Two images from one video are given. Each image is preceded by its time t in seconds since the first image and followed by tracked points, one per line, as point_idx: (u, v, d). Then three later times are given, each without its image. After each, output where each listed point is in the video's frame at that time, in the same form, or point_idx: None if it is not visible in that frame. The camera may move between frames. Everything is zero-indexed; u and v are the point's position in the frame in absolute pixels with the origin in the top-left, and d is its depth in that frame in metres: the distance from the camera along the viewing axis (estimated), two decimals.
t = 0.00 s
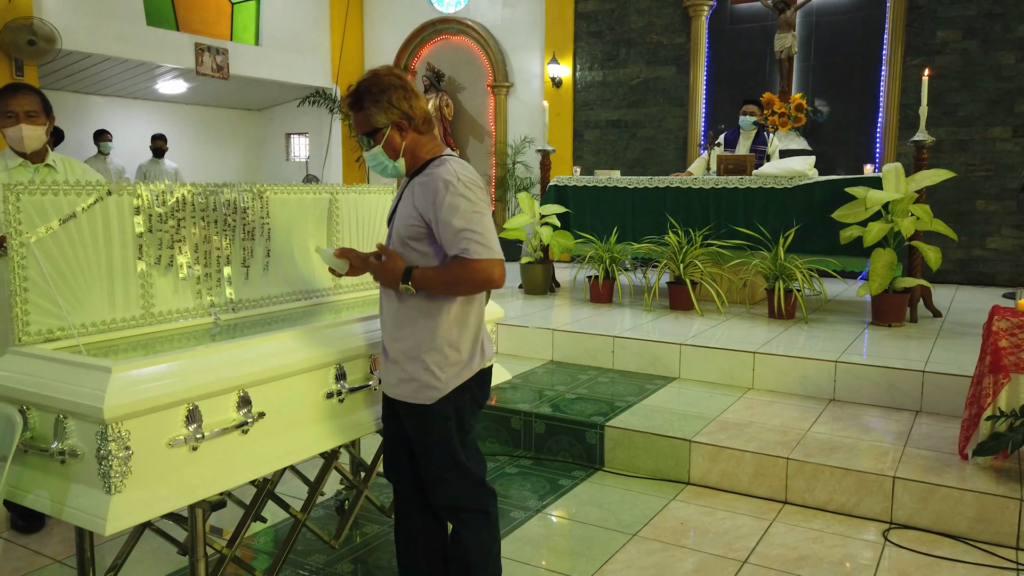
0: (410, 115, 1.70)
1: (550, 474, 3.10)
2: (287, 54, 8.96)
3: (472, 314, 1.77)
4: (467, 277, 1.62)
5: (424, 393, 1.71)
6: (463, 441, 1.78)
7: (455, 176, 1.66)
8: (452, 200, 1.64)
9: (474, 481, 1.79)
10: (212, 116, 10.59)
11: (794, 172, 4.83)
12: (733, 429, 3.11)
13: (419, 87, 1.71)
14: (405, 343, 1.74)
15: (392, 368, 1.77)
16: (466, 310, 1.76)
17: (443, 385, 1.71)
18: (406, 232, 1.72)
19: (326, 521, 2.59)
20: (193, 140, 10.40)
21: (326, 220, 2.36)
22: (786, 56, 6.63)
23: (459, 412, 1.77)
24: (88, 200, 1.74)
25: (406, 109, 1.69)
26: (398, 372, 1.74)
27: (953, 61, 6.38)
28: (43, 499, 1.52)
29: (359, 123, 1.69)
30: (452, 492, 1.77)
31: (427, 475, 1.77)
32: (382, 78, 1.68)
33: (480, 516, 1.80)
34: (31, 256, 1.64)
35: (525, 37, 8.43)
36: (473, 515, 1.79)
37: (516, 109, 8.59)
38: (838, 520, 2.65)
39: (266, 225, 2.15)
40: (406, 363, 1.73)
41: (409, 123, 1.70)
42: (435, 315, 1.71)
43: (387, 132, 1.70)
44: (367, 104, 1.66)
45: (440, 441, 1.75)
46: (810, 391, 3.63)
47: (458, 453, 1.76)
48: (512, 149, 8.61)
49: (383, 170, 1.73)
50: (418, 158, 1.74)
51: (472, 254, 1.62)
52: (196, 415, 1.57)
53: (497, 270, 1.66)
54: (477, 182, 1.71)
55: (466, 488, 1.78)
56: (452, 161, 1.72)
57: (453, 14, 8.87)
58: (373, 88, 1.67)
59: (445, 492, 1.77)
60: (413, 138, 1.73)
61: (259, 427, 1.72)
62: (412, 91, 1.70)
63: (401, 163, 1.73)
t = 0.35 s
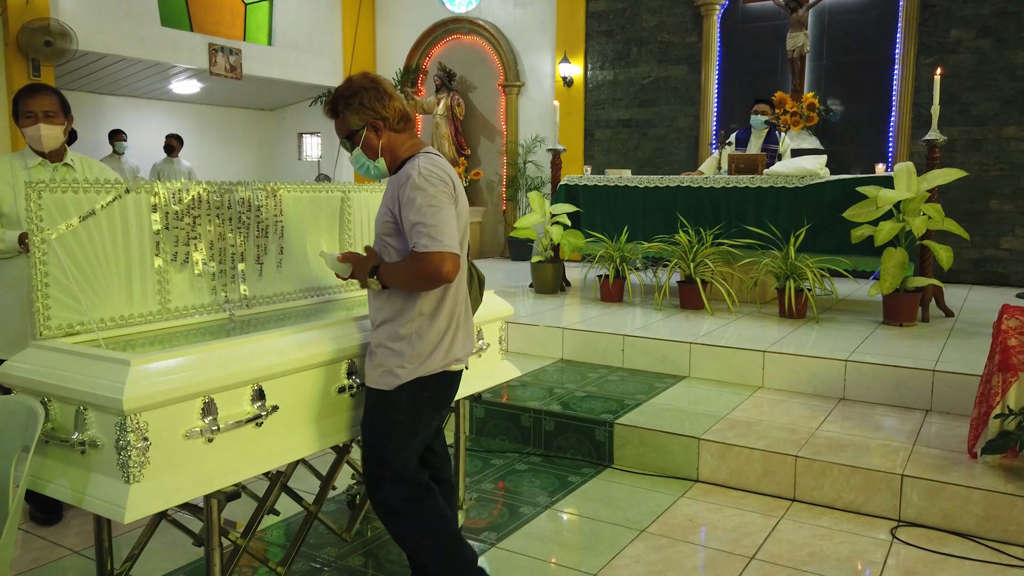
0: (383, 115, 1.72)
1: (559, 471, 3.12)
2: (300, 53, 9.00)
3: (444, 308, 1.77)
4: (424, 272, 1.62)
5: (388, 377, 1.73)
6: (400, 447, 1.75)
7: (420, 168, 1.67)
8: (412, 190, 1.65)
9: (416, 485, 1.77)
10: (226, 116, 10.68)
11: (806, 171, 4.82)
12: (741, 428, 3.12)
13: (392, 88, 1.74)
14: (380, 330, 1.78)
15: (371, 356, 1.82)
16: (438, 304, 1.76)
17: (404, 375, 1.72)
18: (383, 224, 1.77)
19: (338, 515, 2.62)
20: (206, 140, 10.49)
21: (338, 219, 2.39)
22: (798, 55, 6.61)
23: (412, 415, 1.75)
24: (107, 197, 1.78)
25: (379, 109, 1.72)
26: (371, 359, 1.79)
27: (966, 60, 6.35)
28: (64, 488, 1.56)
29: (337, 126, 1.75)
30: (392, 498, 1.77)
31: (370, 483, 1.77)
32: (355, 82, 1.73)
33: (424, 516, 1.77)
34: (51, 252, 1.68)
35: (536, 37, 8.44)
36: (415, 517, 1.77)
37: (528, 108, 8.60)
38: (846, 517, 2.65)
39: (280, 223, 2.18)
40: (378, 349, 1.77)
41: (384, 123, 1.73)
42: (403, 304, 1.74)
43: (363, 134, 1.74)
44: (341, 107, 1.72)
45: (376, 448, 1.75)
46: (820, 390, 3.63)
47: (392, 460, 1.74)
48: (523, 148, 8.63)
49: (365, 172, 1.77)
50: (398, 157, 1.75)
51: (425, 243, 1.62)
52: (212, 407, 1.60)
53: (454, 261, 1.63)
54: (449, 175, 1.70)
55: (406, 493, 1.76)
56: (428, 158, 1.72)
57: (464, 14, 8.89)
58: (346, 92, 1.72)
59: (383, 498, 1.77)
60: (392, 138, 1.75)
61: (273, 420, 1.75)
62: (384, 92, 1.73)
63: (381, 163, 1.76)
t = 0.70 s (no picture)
0: (388, 111, 1.75)
1: (572, 466, 3.15)
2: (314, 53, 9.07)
3: (440, 305, 1.78)
4: (357, 290, 1.66)
5: (385, 376, 1.76)
6: (417, 449, 1.78)
7: (402, 170, 1.68)
8: (390, 190, 1.67)
9: (429, 489, 1.80)
10: (242, 116, 10.78)
11: (819, 169, 4.84)
12: (753, 424, 3.14)
13: (399, 85, 1.75)
14: (377, 327, 1.81)
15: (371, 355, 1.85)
16: (433, 301, 1.78)
17: (401, 372, 1.75)
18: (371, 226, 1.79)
19: (355, 507, 2.66)
20: (223, 139, 10.60)
21: (356, 215, 2.43)
22: (812, 54, 6.61)
23: (412, 407, 1.77)
24: (132, 193, 1.83)
25: (383, 106, 1.73)
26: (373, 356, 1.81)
27: (982, 58, 6.32)
28: (91, 475, 1.61)
29: (343, 120, 1.79)
30: (403, 495, 1.81)
31: (384, 475, 1.82)
32: (362, 77, 1.74)
33: (427, 522, 1.81)
34: (78, 245, 1.74)
35: (549, 37, 8.46)
36: (419, 520, 1.82)
37: (541, 107, 8.63)
38: (857, 513, 2.67)
39: (298, 219, 2.22)
40: (377, 347, 1.80)
41: (388, 119, 1.75)
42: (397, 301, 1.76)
43: (368, 129, 1.77)
44: (347, 103, 1.75)
45: (387, 447, 1.79)
46: (832, 387, 3.64)
47: (407, 459, 1.78)
48: (536, 147, 8.66)
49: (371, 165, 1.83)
50: (401, 152, 1.79)
51: (393, 246, 1.64)
52: (234, 397, 1.64)
53: (390, 270, 1.65)
54: (434, 173, 1.71)
55: (417, 493, 1.80)
56: (427, 157, 1.74)
57: (478, 14, 8.92)
58: (353, 88, 1.74)
59: (394, 493, 1.82)
60: (395, 134, 1.78)
61: (292, 410, 1.79)
62: (390, 88, 1.74)
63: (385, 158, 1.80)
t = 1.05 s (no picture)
0: (407, 113, 1.77)
1: (592, 464, 3.17)
2: (336, 52, 9.12)
3: (463, 303, 1.80)
4: (357, 282, 1.71)
5: (408, 373, 1.78)
6: (446, 447, 1.80)
7: (415, 167, 1.70)
8: (404, 186, 1.69)
9: (456, 485, 1.82)
10: (265, 115, 10.89)
11: (841, 168, 4.81)
12: (774, 423, 3.13)
13: (417, 85, 1.77)
14: (401, 324, 1.83)
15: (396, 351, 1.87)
16: (456, 298, 1.80)
17: (425, 370, 1.77)
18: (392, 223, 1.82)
19: (377, 501, 2.70)
20: (246, 139, 10.71)
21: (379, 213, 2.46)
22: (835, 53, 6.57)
23: (437, 404, 1.79)
24: (163, 191, 1.87)
25: (402, 109, 1.76)
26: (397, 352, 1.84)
27: (1008, 57, 6.25)
28: (123, 466, 1.65)
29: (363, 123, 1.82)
30: (431, 492, 1.83)
31: (410, 474, 1.83)
32: (379, 80, 1.76)
33: (455, 517, 1.83)
34: (111, 242, 1.78)
35: (570, 36, 8.46)
36: (448, 517, 1.83)
37: (561, 106, 8.64)
38: (879, 513, 2.66)
39: (323, 217, 2.25)
40: (401, 344, 1.82)
41: (407, 121, 1.78)
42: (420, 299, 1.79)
43: (388, 131, 1.80)
44: (366, 107, 1.77)
45: (414, 446, 1.81)
46: (854, 388, 3.62)
47: (435, 456, 1.79)
48: (556, 146, 8.67)
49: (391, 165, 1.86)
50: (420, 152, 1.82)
51: (405, 243, 1.66)
52: (262, 391, 1.67)
53: (389, 262, 1.68)
54: (451, 171, 1.72)
55: (445, 489, 1.82)
56: (448, 157, 1.75)
57: (499, 13, 8.94)
58: (371, 91, 1.76)
59: (423, 490, 1.83)
60: (415, 136, 1.80)
61: (318, 404, 1.82)
62: (407, 90, 1.76)
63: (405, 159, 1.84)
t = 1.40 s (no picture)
0: (445, 112, 1.78)
1: (614, 463, 3.17)
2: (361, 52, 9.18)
3: (496, 302, 1.80)
4: (386, 278, 1.73)
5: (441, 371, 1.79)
6: (474, 446, 1.81)
7: (451, 167, 1.71)
8: (441, 186, 1.70)
9: (481, 483, 1.84)
10: (290, 116, 10.99)
11: (868, 168, 4.75)
12: (799, 425, 3.11)
13: (453, 85, 1.78)
14: (434, 321, 1.84)
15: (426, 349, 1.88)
16: (490, 297, 1.80)
17: (458, 368, 1.78)
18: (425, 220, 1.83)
19: (400, 499, 2.72)
20: (271, 139, 10.82)
21: (403, 212, 2.47)
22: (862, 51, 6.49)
23: (469, 402, 1.80)
24: (192, 190, 1.90)
25: (440, 108, 1.77)
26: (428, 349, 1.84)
27: None
28: (153, 461, 1.68)
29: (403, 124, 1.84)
30: (457, 489, 1.85)
31: (438, 470, 1.85)
32: (416, 80, 1.78)
33: (479, 515, 1.85)
34: (142, 241, 1.82)
35: (593, 35, 8.44)
36: (472, 514, 1.85)
37: (584, 106, 8.62)
38: (905, 516, 2.63)
39: (349, 215, 2.27)
40: (433, 341, 1.83)
41: (444, 120, 1.79)
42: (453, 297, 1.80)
43: (427, 131, 1.81)
44: (405, 107, 1.79)
45: (443, 443, 1.83)
46: (880, 389, 3.58)
47: (462, 454, 1.81)
48: (579, 145, 8.66)
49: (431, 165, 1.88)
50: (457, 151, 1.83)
51: (438, 242, 1.68)
52: (288, 388, 1.70)
53: (418, 259, 1.71)
54: (487, 171, 1.73)
55: (470, 487, 1.83)
56: (486, 156, 1.77)
57: (522, 13, 8.95)
58: (408, 91, 1.78)
59: (450, 487, 1.85)
60: (453, 134, 1.81)
61: (343, 402, 1.84)
62: (444, 89, 1.77)
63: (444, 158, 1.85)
